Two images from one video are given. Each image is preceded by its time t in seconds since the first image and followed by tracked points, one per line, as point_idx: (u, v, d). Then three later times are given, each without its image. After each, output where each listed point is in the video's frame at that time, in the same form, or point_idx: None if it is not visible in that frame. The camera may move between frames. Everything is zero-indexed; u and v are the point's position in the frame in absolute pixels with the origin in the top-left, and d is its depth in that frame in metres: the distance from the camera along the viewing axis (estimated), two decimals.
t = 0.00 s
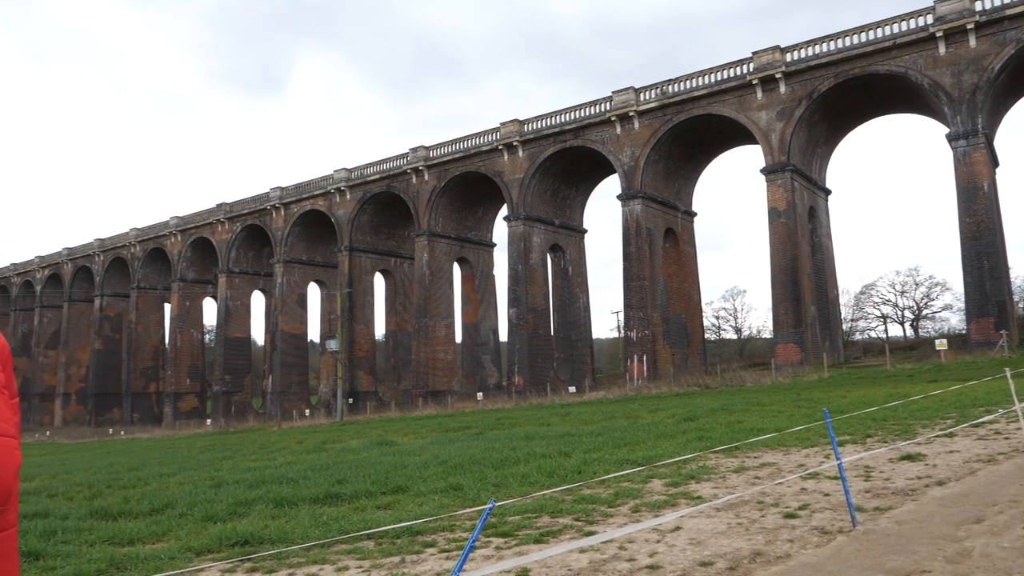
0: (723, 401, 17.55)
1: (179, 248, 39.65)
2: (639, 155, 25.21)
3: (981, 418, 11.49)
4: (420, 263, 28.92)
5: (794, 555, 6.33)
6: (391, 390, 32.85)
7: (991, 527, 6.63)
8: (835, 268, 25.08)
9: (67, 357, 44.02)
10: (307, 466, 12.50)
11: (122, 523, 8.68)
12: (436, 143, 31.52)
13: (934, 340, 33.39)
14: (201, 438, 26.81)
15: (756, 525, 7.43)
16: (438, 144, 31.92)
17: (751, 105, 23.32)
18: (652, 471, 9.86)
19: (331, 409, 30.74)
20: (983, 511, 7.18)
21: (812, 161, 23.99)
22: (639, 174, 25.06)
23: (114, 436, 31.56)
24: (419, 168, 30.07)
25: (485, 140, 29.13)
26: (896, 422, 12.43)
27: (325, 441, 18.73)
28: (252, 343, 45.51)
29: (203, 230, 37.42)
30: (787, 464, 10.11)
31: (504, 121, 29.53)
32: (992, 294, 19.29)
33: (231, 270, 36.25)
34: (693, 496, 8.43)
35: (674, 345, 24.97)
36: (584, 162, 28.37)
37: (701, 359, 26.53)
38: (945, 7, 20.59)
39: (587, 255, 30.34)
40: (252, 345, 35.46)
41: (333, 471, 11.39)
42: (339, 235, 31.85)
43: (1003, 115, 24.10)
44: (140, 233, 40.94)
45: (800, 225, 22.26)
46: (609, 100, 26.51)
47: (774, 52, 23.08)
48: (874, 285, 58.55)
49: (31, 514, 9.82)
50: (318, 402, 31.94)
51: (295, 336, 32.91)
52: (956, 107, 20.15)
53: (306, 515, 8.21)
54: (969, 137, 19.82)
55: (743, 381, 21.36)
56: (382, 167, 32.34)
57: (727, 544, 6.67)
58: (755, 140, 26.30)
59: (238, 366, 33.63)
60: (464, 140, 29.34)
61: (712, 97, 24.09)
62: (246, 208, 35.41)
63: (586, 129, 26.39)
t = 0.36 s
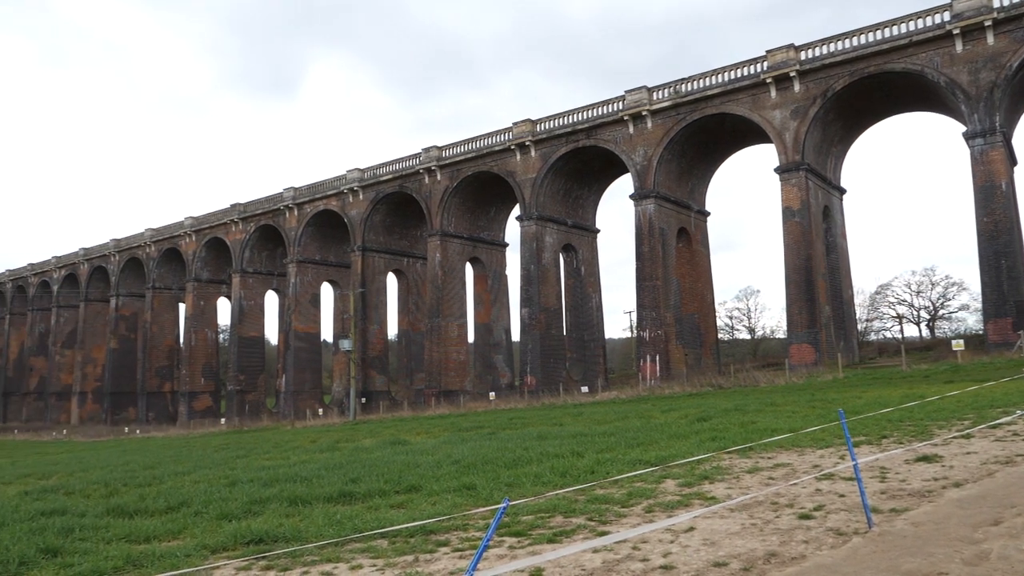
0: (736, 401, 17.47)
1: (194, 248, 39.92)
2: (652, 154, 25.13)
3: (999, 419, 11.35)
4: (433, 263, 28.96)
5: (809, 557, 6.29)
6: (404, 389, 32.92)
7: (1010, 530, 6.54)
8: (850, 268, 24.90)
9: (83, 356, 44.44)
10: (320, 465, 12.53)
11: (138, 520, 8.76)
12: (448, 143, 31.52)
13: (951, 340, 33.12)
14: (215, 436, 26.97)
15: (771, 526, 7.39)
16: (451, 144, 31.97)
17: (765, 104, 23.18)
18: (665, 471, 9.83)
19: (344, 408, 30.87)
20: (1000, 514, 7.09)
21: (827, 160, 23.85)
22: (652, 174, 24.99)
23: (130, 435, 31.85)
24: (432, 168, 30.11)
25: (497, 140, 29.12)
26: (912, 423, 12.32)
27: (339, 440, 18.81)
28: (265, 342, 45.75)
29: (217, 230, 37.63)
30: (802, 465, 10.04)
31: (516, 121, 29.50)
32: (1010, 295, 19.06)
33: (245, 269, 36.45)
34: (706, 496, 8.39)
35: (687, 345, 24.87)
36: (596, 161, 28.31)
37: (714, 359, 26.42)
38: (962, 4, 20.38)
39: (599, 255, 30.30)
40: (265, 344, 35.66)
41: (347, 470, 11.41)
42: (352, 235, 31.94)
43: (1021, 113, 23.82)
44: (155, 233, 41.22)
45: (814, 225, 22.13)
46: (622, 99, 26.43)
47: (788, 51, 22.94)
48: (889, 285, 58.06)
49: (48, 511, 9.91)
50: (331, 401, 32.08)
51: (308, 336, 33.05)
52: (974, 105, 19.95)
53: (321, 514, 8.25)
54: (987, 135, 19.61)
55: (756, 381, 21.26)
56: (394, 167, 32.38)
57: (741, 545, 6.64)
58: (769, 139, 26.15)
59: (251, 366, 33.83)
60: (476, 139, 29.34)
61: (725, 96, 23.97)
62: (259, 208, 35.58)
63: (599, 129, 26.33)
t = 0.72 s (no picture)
0: (750, 401, 17.37)
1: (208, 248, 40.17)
2: (665, 153, 25.05)
3: (1017, 420, 11.23)
4: (445, 263, 28.99)
5: (825, 558, 6.25)
6: (416, 388, 33.00)
7: None
8: (865, 267, 24.72)
9: (99, 355, 44.86)
10: (333, 463, 12.57)
11: (154, 518, 8.84)
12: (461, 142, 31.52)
13: (968, 340, 32.81)
14: (229, 434, 27.15)
15: (785, 527, 7.34)
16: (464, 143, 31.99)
17: (780, 102, 23.05)
18: (678, 471, 9.80)
19: (357, 407, 30.98)
20: (1019, 517, 7.01)
21: (841, 159, 23.69)
22: (665, 173, 24.91)
23: (146, 433, 32.13)
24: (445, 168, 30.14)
25: (510, 139, 29.11)
26: (929, 423, 12.21)
27: (353, 439, 18.87)
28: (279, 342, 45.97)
29: (231, 230, 37.84)
30: (816, 465, 9.98)
31: (529, 120, 29.47)
32: None
33: (259, 269, 36.62)
34: (720, 496, 8.36)
35: (699, 345, 24.79)
36: (609, 161, 28.26)
37: (728, 359, 26.30)
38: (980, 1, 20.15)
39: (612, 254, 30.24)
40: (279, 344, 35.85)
41: (360, 469, 11.44)
42: (364, 234, 32.02)
43: None
44: (170, 233, 41.49)
45: (829, 224, 21.99)
46: (635, 98, 26.35)
47: (803, 49, 22.80)
48: (905, 284, 57.58)
49: (65, 509, 10.01)
50: (344, 400, 32.21)
51: (322, 335, 33.19)
52: (991, 103, 19.74)
53: (335, 512, 8.29)
54: (1005, 133, 19.39)
55: (770, 381, 21.13)
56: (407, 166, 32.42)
57: (755, 546, 6.61)
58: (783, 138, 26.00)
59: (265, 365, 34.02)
60: (489, 139, 29.34)
61: (739, 94, 23.86)
62: (273, 207, 35.74)
63: (612, 128, 26.27)
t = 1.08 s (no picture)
0: (764, 401, 17.28)
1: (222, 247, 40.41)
2: (677, 152, 24.94)
3: None
4: (457, 262, 29.01)
5: (840, 559, 6.21)
6: (428, 387, 33.06)
7: None
8: (879, 266, 24.54)
9: (114, 353, 45.22)
10: (346, 463, 12.60)
11: (169, 516, 8.91)
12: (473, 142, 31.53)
13: (984, 340, 32.49)
14: (242, 433, 27.29)
15: (799, 527, 7.30)
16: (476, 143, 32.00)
17: (793, 100, 22.91)
18: (692, 471, 9.76)
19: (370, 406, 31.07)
20: None
21: (856, 157, 23.52)
22: (677, 172, 24.81)
23: (160, 431, 32.36)
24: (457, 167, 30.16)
25: (522, 138, 29.08)
26: (945, 424, 12.10)
27: (366, 437, 18.93)
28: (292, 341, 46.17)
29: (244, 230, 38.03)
30: (831, 466, 9.92)
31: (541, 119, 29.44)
32: None
33: (272, 269, 36.79)
34: (734, 497, 8.33)
35: (712, 345, 24.69)
36: (621, 160, 28.19)
37: (741, 359, 26.17)
38: None
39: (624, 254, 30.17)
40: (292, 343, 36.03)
41: (373, 468, 11.46)
42: (377, 234, 32.10)
43: None
44: (184, 233, 41.75)
45: (843, 223, 21.83)
46: (647, 97, 26.27)
47: (817, 46, 22.63)
48: (920, 284, 57.10)
49: (82, 506, 10.11)
50: (357, 399, 32.32)
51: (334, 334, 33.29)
52: (1008, 100, 19.50)
53: (348, 511, 8.32)
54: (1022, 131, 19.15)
55: (784, 381, 21.00)
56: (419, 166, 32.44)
57: (769, 546, 6.57)
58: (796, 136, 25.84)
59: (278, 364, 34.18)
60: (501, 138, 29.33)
61: (752, 93, 23.73)
62: (286, 207, 35.89)
63: (624, 127, 26.19)
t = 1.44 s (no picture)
0: (777, 401, 17.19)
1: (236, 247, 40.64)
2: (689, 152, 24.86)
3: None
4: (469, 262, 29.03)
5: (855, 561, 6.16)
6: (441, 387, 33.12)
7: None
8: (895, 266, 24.36)
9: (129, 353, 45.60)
10: (360, 462, 12.64)
11: (184, 514, 8.98)
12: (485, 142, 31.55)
13: (1001, 341, 32.16)
14: (256, 432, 27.43)
15: (814, 528, 7.25)
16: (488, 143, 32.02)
17: (807, 99, 22.77)
18: (705, 472, 9.72)
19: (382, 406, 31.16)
20: None
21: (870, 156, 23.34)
22: (690, 172, 24.72)
23: (174, 430, 32.62)
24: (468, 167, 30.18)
25: (534, 138, 29.06)
26: (962, 425, 11.99)
27: (379, 437, 18.99)
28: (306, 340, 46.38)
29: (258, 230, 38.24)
30: (846, 467, 9.86)
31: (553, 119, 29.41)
32: None
33: (285, 269, 36.96)
34: (748, 497, 8.29)
35: (725, 345, 24.58)
36: (634, 159, 28.12)
37: (754, 359, 26.04)
38: None
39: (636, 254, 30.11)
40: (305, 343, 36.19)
41: (387, 467, 11.49)
42: (389, 234, 32.18)
43: None
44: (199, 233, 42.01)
45: (857, 223, 21.68)
46: (660, 96, 26.19)
47: (831, 44, 22.48)
48: (936, 284, 56.62)
49: (98, 503, 10.21)
50: (369, 399, 32.43)
51: (347, 334, 33.42)
52: None
53: (361, 509, 8.35)
54: None
55: (798, 381, 20.88)
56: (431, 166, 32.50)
57: (784, 547, 6.54)
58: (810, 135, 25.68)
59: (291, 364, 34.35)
60: (513, 138, 29.33)
61: (766, 91, 23.60)
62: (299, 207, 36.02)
63: (636, 126, 26.13)
